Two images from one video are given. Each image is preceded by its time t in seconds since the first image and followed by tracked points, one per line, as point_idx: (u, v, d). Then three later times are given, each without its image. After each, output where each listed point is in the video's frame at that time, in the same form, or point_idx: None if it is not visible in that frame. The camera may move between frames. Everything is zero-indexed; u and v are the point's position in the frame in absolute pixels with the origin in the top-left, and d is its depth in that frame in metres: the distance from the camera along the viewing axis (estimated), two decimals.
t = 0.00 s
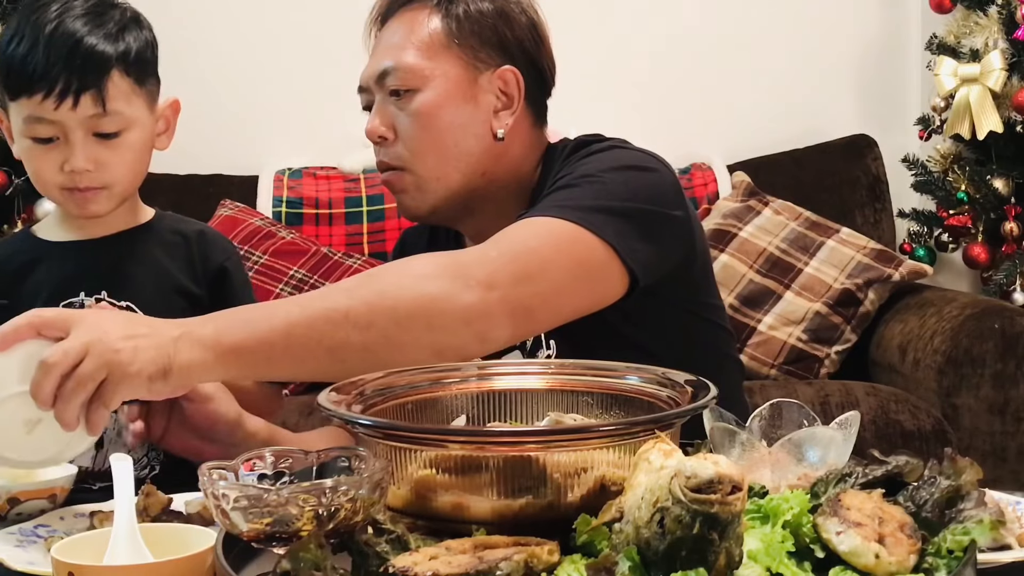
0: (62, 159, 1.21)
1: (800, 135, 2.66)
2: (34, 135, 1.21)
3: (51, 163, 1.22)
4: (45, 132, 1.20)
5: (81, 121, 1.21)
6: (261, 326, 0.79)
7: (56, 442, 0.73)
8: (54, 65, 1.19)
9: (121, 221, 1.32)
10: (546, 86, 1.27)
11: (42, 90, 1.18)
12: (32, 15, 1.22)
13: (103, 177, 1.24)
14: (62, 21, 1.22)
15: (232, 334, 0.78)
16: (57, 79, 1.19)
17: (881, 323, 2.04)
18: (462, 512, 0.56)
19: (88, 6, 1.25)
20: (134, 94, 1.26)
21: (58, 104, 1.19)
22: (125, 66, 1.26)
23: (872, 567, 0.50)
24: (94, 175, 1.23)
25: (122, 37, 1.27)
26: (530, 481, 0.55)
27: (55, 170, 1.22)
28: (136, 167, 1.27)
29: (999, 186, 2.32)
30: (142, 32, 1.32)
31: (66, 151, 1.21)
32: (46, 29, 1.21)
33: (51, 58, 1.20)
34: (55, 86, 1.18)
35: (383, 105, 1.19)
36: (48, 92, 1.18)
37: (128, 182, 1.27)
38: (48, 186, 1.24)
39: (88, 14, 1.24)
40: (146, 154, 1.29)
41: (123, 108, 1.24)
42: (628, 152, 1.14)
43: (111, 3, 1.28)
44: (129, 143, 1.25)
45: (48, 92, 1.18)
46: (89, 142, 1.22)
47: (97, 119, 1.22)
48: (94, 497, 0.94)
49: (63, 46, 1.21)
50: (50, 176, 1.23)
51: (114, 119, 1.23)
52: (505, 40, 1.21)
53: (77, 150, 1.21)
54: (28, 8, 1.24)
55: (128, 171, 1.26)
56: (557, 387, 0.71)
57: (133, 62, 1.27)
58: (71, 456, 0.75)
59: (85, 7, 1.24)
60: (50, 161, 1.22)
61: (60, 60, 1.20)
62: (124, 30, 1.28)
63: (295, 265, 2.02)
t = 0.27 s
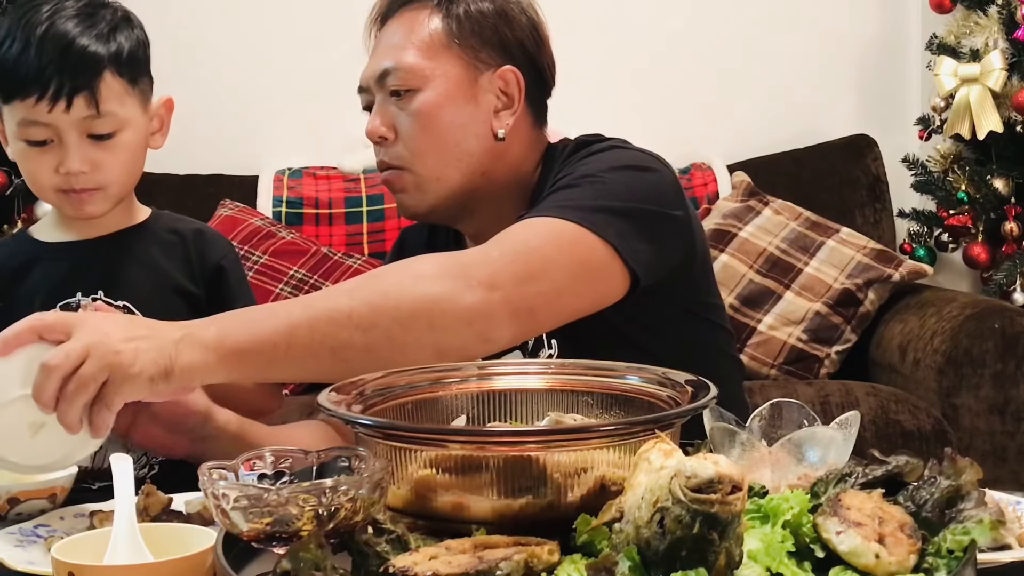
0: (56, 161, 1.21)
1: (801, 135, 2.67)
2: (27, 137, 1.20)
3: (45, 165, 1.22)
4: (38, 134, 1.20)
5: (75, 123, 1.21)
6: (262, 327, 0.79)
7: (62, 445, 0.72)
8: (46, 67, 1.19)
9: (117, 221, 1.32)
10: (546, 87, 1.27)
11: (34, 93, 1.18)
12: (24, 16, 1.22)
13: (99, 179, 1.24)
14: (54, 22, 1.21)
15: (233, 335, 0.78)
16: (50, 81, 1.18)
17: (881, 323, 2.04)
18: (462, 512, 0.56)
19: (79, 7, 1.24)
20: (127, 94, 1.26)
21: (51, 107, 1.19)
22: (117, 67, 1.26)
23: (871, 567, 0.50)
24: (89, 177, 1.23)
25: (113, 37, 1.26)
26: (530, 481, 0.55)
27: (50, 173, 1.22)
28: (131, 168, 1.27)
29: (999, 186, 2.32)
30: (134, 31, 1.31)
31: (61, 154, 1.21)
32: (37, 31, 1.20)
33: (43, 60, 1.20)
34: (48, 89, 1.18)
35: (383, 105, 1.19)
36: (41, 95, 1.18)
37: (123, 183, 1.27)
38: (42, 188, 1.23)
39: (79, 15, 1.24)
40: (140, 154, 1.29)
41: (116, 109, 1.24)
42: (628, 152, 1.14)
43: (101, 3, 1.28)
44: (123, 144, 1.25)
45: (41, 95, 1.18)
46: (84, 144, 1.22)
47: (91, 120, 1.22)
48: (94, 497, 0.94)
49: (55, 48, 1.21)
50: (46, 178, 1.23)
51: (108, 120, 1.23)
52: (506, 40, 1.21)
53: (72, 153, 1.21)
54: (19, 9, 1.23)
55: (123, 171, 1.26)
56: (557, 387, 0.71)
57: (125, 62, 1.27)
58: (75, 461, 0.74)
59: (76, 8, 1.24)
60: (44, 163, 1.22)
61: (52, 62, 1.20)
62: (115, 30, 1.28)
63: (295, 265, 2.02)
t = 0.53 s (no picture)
0: (55, 163, 1.21)
1: (800, 135, 2.67)
2: (25, 140, 1.21)
3: (44, 167, 1.22)
4: (36, 137, 1.20)
5: (72, 125, 1.21)
6: (263, 328, 0.79)
7: (62, 447, 0.72)
8: (43, 70, 1.19)
9: (116, 222, 1.32)
10: (546, 87, 1.27)
11: (31, 96, 1.19)
12: (20, 18, 1.22)
13: (97, 180, 1.24)
14: (50, 24, 1.21)
15: (234, 336, 0.78)
16: (46, 83, 1.19)
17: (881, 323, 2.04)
18: (462, 512, 0.56)
19: (75, 9, 1.24)
20: (125, 95, 1.26)
21: (48, 109, 1.19)
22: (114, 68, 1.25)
23: (871, 567, 0.50)
24: (87, 179, 1.23)
25: (110, 38, 1.26)
26: (530, 481, 0.55)
27: (48, 175, 1.22)
28: (129, 169, 1.27)
29: (999, 186, 2.32)
30: (131, 31, 1.31)
31: (59, 156, 1.21)
32: (33, 33, 1.20)
33: (40, 63, 1.20)
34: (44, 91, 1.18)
35: (383, 105, 1.19)
36: (38, 97, 1.18)
37: (121, 184, 1.27)
38: (42, 191, 1.24)
39: (75, 16, 1.24)
40: (139, 155, 1.29)
41: (114, 110, 1.24)
42: (628, 152, 1.14)
43: (97, 4, 1.28)
44: (121, 145, 1.25)
45: (38, 98, 1.18)
46: (81, 145, 1.22)
47: (88, 122, 1.22)
48: (93, 498, 0.94)
49: (52, 50, 1.21)
50: (45, 180, 1.23)
51: (105, 121, 1.23)
52: (505, 40, 1.21)
53: (70, 154, 1.21)
54: (15, 12, 1.23)
55: (121, 172, 1.26)
56: (557, 387, 0.71)
57: (122, 63, 1.26)
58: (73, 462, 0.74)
59: (72, 9, 1.24)
60: (43, 166, 1.22)
61: (48, 65, 1.20)
62: (112, 31, 1.28)
63: (295, 265, 2.02)
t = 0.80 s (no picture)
0: (57, 166, 1.22)
1: (800, 134, 2.67)
2: (27, 142, 1.21)
3: (46, 169, 1.22)
4: (38, 139, 1.20)
5: (74, 127, 1.21)
6: (266, 326, 0.79)
7: (64, 443, 0.72)
8: (45, 72, 1.19)
9: (117, 222, 1.32)
10: (547, 87, 1.27)
11: (33, 98, 1.18)
12: (21, 19, 1.21)
13: (99, 182, 1.24)
14: (52, 26, 1.21)
15: (238, 334, 0.78)
16: (49, 86, 1.19)
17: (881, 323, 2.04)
18: (462, 512, 0.56)
19: (77, 10, 1.24)
20: (126, 97, 1.26)
21: (50, 112, 1.19)
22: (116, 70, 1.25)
23: (871, 567, 0.50)
24: (89, 181, 1.23)
25: (111, 40, 1.26)
26: (530, 481, 0.55)
27: (50, 177, 1.22)
28: (130, 171, 1.27)
29: (999, 186, 2.32)
30: (132, 32, 1.31)
31: (61, 158, 1.21)
32: (35, 34, 1.20)
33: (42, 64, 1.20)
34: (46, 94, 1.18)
35: (384, 104, 1.19)
36: (40, 100, 1.18)
37: (123, 186, 1.27)
38: (43, 192, 1.24)
39: (77, 18, 1.24)
40: (140, 157, 1.30)
41: (115, 112, 1.24)
42: (629, 152, 1.14)
43: (99, 5, 1.28)
44: (122, 147, 1.25)
45: (40, 100, 1.18)
46: (83, 148, 1.22)
47: (90, 125, 1.22)
48: (93, 497, 0.94)
49: (54, 52, 1.21)
50: (47, 182, 1.23)
51: (107, 124, 1.23)
52: (506, 40, 1.22)
53: (71, 157, 1.21)
54: (16, 12, 1.23)
55: (123, 175, 1.26)
56: (557, 387, 0.71)
57: (124, 64, 1.26)
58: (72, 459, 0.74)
59: (74, 11, 1.24)
60: (45, 168, 1.22)
61: (50, 67, 1.19)
62: (113, 32, 1.27)
63: (295, 265, 2.02)
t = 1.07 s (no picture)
0: (59, 168, 1.21)
1: (800, 134, 2.67)
2: (29, 144, 1.21)
3: (48, 171, 1.22)
4: (40, 141, 1.20)
5: (76, 129, 1.21)
6: (272, 321, 0.79)
7: (68, 439, 0.72)
8: (47, 74, 1.19)
9: (118, 222, 1.32)
10: (547, 85, 1.28)
11: (35, 101, 1.19)
12: (23, 21, 1.21)
13: (101, 184, 1.24)
14: (53, 27, 1.21)
15: (244, 328, 0.78)
16: (51, 88, 1.19)
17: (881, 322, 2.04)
18: (462, 512, 0.56)
19: (78, 12, 1.24)
20: (128, 99, 1.26)
21: (52, 114, 1.19)
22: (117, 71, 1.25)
23: (871, 567, 0.50)
24: (91, 182, 1.23)
25: (113, 41, 1.26)
26: (530, 481, 0.55)
27: (52, 179, 1.22)
28: (132, 171, 1.27)
29: (999, 186, 2.31)
30: (132, 32, 1.31)
31: (63, 160, 1.21)
32: (37, 36, 1.20)
33: (44, 66, 1.20)
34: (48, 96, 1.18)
35: (386, 103, 1.18)
36: (42, 102, 1.18)
37: (125, 187, 1.27)
38: (45, 194, 1.24)
39: (78, 20, 1.24)
40: (142, 158, 1.29)
41: (117, 114, 1.24)
42: (630, 151, 1.14)
43: (100, 6, 1.28)
44: (124, 148, 1.25)
45: (42, 103, 1.18)
46: (85, 149, 1.22)
47: (92, 126, 1.21)
48: (93, 497, 0.94)
49: (55, 54, 1.21)
50: (49, 184, 1.23)
51: (110, 125, 1.23)
52: (507, 38, 1.22)
53: (74, 158, 1.21)
54: (17, 14, 1.23)
55: (125, 176, 1.26)
56: (557, 387, 0.71)
57: (125, 65, 1.26)
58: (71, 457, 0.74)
59: (75, 12, 1.24)
60: (47, 170, 1.22)
61: (52, 69, 1.20)
62: (115, 33, 1.27)
63: (295, 265, 2.02)
